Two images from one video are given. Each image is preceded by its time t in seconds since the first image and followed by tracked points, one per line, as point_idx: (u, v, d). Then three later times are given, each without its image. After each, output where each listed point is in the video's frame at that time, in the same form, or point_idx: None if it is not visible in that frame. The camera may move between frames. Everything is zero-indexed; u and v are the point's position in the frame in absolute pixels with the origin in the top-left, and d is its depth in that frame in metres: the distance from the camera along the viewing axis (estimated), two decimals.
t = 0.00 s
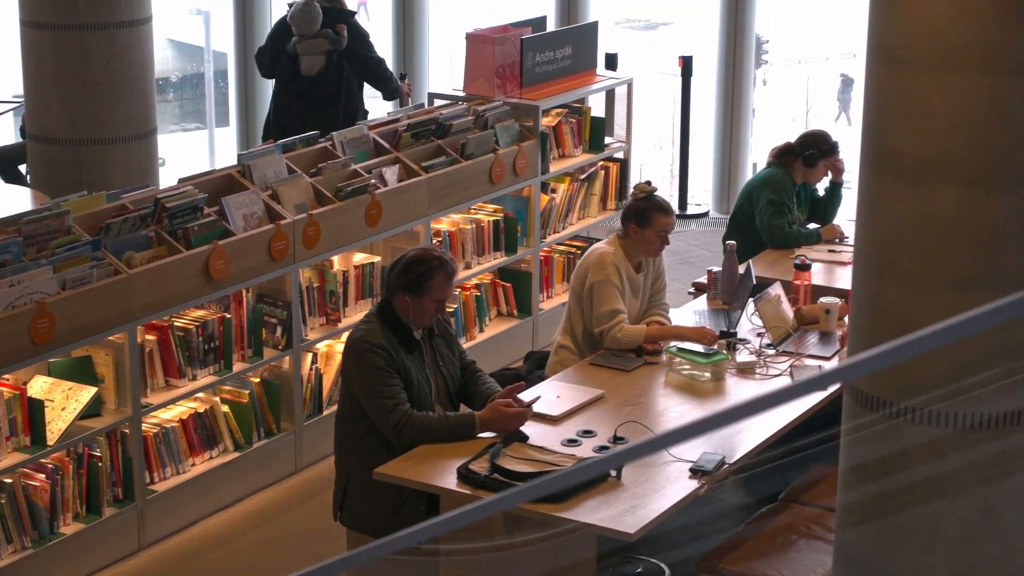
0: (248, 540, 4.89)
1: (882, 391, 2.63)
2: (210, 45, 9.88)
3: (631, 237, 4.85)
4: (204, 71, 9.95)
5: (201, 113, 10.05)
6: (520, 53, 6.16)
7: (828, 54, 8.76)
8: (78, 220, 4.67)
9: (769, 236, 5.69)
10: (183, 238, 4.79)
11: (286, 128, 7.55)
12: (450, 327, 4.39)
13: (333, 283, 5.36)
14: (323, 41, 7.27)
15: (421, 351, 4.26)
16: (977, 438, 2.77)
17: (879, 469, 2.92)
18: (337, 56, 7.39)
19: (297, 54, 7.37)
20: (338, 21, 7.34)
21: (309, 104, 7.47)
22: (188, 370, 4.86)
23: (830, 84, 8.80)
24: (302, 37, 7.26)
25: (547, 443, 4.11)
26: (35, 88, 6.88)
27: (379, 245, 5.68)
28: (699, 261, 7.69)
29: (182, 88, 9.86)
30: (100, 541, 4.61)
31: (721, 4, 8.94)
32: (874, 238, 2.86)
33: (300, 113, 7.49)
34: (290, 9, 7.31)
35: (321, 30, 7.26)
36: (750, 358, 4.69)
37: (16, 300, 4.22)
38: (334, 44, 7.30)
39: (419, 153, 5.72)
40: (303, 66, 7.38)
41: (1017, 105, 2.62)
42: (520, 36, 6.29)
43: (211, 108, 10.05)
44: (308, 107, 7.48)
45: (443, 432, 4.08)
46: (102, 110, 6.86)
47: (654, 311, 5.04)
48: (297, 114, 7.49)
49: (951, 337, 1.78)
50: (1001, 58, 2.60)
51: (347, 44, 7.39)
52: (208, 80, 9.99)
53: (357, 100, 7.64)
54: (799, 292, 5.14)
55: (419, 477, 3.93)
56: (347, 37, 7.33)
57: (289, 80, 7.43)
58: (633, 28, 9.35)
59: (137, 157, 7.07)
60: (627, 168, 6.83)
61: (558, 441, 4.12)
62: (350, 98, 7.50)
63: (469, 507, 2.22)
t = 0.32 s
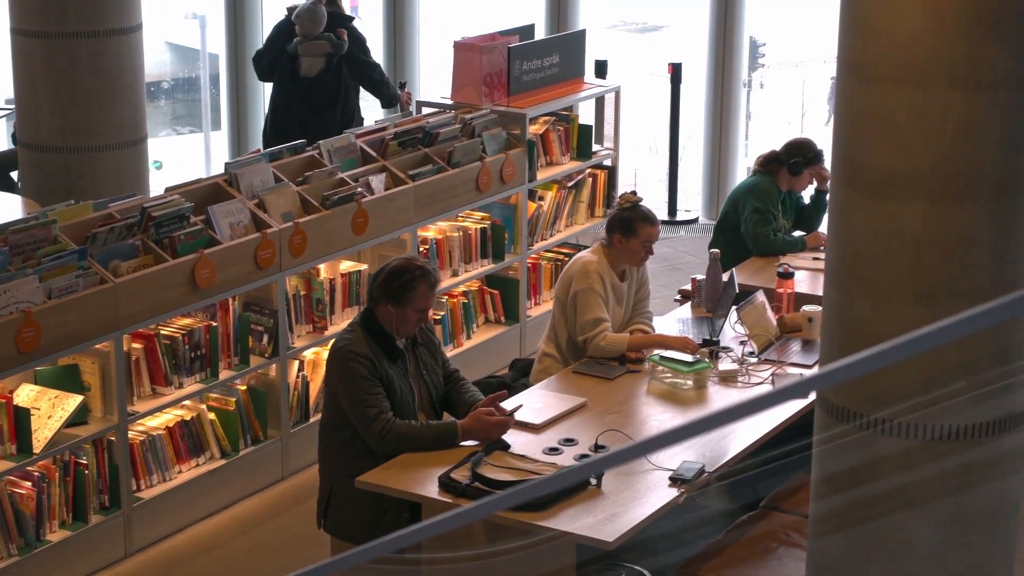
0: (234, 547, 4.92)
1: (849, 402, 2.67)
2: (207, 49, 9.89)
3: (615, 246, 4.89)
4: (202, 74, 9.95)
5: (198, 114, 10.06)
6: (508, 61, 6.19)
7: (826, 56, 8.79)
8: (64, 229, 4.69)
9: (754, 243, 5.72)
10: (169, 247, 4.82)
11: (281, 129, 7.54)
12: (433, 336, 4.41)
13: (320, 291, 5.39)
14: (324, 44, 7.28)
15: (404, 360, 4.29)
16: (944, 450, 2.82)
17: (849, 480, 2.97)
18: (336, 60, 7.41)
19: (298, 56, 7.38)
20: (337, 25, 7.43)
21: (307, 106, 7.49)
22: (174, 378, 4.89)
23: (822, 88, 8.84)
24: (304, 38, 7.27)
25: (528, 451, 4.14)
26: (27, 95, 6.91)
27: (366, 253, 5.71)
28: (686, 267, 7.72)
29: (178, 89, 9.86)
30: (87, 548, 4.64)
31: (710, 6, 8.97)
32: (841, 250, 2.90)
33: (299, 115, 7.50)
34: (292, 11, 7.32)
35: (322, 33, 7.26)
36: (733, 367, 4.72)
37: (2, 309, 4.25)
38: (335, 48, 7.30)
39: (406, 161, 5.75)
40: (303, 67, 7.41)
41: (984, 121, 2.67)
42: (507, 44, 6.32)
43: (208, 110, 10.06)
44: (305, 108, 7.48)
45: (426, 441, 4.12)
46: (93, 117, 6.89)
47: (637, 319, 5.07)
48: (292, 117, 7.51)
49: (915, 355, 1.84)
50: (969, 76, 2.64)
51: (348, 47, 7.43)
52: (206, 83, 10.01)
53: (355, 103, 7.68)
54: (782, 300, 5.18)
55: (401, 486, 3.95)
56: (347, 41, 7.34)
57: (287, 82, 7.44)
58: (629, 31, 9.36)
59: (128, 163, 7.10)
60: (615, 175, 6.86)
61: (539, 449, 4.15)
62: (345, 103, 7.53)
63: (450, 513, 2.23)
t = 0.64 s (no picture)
0: (219, 551, 4.94)
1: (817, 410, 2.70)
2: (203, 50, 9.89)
3: (599, 254, 4.92)
4: (199, 75, 9.96)
5: (195, 116, 10.06)
6: (494, 68, 6.22)
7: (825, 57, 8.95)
8: (51, 236, 4.72)
9: (740, 249, 5.74)
10: (155, 254, 4.84)
11: (274, 131, 7.56)
12: (415, 342, 4.44)
13: (307, 297, 5.42)
14: (317, 46, 7.28)
15: (386, 367, 4.32)
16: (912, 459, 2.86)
17: (824, 488, 2.98)
18: (329, 63, 7.42)
19: (291, 59, 7.39)
20: (331, 28, 7.42)
21: (300, 108, 7.50)
22: (160, 384, 4.92)
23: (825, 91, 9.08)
24: (298, 40, 7.27)
25: (509, 458, 4.17)
26: (17, 101, 6.94)
27: (353, 259, 5.74)
28: (674, 272, 7.75)
29: (172, 91, 9.85)
30: (72, 554, 4.66)
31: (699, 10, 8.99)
32: (811, 260, 2.93)
33: (293, 117, 7.52)
34: (288, 12, 7.34)
35: (317, 36, 7.28)
36: (714, 373, 4.75)
37: None
38: (329, 51, 7.30)
39: (393, 168, 5.78)
40: (296, 68, 7.41)
41: (953, 133, 2.70)
42: (495, 50, 6.35)
43: (204, 111, 10.06)
44: (299, 110, 7.50)
45: (408, 447, 4.15)
46: (82, 123, 6.91)
47: (621, 325, 5.10)
48: (285, 120, 7.52)
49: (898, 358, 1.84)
50: (938, 88, 2.67)
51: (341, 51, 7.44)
52: (201, 85, 10.01)
53: (348, 106, 7.68)
54: (765, 306, 5.21)
55: (384, 493, 3.99)
56: (341, 45, 7.36)
57: (280, 83, 7.45)
58: (628, 32, 9.37)
59: (117, 169, 7.12)
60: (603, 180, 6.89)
61: (520, 456, 4.18)
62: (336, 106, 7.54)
63: (435, 517, 2.16)
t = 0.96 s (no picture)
0: (205, 557, 4.97)
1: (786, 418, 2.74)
2: (199, 51, 9.91)
3: (583, 261, 4.95)
4: (194, 76, 9.98)
5: (190, 119, 10.09)
6: (483, 74, 6.25)
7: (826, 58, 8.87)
8: (38, 242, 4.75)
9: (726, 256, 5.78)
10: (142, 261, 4.86)
11: (265, 135, 7.59)
12: (399, 349, 4.47)
13: (294, 303, 5.46)
14: (306, 51, 7.32)
15: (370, 374, 4.35)
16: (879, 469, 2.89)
17: (793, 496, 3.00)
18: (318, 68, 7.44)
19: (280, 62, 7.41)
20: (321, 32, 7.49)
21: (290, 112, 7.53)
22: (148, 390, 4.94)
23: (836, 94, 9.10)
24: (287, 44, 7.31)
25: (491, 464, 4.20)
26: (9, 107, 6.96)
27: (341, 265, 5.77)
28: (664, 276, 7.78)
29: (165, 92, 9.88)
30: (59, 559, 4.68)
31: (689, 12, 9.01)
32: (784, 272, 2.96)
33: (282, 120, 7.54)
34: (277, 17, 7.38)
35: (305, 41, 7.31)
36: (697, 380, 4.79)
37: None
38: (318, 55, 7.33)
39: (380, 174, 5.81)
40: (284, 72, 7.44)
41: (924, 143, 2.73)
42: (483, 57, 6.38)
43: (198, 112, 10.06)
44: (287, 114, 7.52)
45: (391, 454, 4.18)
46: (73, 128, 6.94)
47: (606, 332, 5.14)
48: (275, 123, 7.55)
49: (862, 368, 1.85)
50: (908, 98, 2.70)
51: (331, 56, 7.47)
52: (194, 86, 10.02)
53: (339, 111, 7.71)
54: (750, 313, 5.24)
55: (367, 499, 4.01)
56: (330, 49, 7.38)
57: (269, 87, 7.49)
58: (626, 33, 9.33)
59: (107, 174, 7.15)
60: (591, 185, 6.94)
61: (502, 463, 4.21)
62: (327, 110, 7.56)
63: (414, 520, 2.19)
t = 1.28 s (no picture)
0: (193, 562, 5.00)
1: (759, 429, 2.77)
2: (196, 53, 9.88)
3: (570, 268, 4.97)
4: (189, 79, 9.95)
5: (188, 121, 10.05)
6: (472, 80, 6.29)
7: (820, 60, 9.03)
8: (27, 250, 4.77)
9: (713, 261, 5.81)
10: (130, 267, 4.89)
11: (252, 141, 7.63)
12: (385, 356, 4.50)
13: (283, 309, 5.48)
14: (291, 55, 7.33)
15: (355, 381, 4.38)
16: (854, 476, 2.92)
17: (769, 505, 3.00)
18: (303, 73, 7.46)
19: (265, 67, 7.42)
20: (308, 35, 7.46)
21: (277, 117, 7.56)
22: (136, 395, 4.97)
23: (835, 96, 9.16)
24: (272, 50, 7.34)
25: (476, 470, 4.23)
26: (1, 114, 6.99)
27: (330, 270, 5.79)
28: (656, 280, 7.81)
29: (160, 96, 9.85)
30: (47, 563, 4.71)
31: (680, 13, 9.06)
32: (759, 284, 2.98)
33: (265, 126, 7.59)
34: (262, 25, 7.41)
35: (290, 45, 7.34)
36: (683, 386, 4.82)
37: None
38: (303, 59, 7.33)
39: (370, 180, 5.84)
40: (269, 78, 7.46)
41: (895, 156, 2.75)
42: (473, 63, 6.41)
43: (195, 115, 10.03)
44: (274, 119, 7.56)
45: (377, 460, 4.21)
46: (63, 134, 6.96)
47: (592, 338, 5.17)
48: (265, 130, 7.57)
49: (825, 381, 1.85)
50: (880, 112, 2.73)
51: (317, 60, 7.47)
52: (189, 90, 9.97)
53: (329, 117, 7.72)
54: (735, 320, 5.27)
55: (352, 506, 4.03)
56: (315, 54, 7.40)
57: (256, 92, 7.52)
58: (625, 34, 9.43)
59: (98, 181, 7.16)
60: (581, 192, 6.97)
61: (487, 468, 4.24)
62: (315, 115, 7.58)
63: (394, 526, 2.14)
